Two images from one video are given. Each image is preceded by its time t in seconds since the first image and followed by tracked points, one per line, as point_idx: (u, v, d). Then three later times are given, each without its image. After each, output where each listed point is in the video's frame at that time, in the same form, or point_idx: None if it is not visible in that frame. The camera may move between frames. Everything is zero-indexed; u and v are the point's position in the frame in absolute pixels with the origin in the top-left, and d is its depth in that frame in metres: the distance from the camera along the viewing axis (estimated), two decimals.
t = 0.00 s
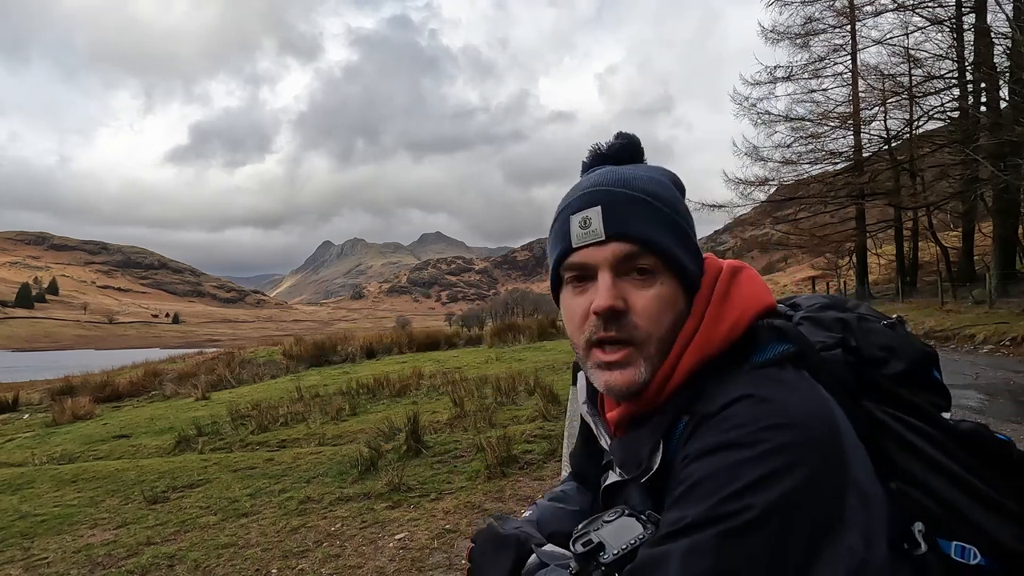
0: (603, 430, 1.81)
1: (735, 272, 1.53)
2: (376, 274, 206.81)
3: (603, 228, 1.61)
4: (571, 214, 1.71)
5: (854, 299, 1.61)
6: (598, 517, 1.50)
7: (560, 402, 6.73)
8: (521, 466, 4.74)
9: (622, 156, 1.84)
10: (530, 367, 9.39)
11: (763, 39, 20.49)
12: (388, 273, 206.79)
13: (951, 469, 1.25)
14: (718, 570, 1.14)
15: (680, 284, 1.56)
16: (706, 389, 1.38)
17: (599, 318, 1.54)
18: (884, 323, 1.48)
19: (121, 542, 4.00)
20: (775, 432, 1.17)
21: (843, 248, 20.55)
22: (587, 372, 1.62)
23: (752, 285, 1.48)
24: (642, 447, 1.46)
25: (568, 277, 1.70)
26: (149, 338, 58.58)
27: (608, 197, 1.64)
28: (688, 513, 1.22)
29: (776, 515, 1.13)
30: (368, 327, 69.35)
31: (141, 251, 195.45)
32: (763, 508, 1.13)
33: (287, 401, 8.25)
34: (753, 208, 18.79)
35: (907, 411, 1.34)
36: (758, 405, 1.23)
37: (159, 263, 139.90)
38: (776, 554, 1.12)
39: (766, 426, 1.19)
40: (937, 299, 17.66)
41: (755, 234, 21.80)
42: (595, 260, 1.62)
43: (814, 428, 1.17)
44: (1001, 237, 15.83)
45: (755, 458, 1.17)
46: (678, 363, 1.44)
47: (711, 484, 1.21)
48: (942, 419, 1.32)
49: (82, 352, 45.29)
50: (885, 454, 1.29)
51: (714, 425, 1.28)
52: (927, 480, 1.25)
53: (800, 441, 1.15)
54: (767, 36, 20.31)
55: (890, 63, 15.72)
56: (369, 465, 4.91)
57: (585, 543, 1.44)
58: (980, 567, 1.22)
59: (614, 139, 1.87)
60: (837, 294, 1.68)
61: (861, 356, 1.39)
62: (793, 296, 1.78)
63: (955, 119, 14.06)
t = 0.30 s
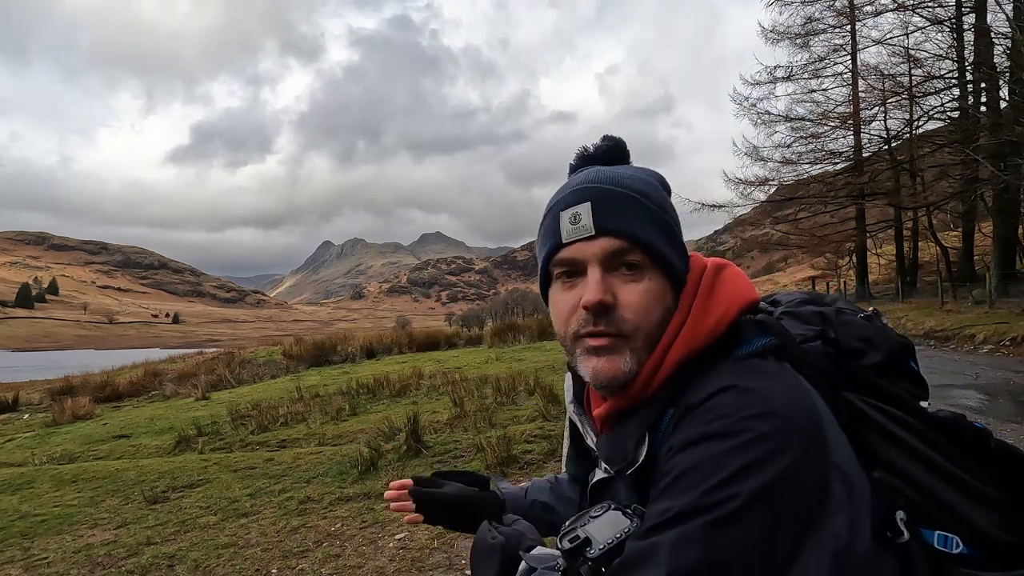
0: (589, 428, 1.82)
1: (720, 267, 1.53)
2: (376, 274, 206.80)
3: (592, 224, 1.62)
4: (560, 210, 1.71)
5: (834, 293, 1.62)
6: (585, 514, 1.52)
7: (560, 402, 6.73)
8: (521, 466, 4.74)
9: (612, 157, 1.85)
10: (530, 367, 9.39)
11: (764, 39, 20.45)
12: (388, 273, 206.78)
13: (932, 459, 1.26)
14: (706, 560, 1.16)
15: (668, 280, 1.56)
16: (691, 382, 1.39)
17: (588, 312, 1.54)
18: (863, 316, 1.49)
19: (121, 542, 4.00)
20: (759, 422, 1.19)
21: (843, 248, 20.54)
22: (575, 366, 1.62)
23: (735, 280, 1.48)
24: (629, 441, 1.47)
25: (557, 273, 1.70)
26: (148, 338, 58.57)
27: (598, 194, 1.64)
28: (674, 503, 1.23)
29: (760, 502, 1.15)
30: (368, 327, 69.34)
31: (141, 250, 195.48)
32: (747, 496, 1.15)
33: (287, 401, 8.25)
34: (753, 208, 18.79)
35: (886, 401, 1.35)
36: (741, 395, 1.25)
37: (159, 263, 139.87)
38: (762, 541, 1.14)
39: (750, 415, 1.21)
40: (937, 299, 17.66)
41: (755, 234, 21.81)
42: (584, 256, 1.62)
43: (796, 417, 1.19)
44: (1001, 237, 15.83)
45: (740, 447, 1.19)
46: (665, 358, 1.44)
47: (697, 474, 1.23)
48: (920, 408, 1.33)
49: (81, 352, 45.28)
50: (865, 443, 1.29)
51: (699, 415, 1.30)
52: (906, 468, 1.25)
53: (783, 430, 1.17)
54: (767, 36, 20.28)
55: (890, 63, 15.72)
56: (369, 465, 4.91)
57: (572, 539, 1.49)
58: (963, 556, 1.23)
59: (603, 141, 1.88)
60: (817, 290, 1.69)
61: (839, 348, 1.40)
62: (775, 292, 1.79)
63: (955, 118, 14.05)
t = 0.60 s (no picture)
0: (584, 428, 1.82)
1: (716, 267, 1.53)
2: (376, 274, 206.81)
3: (586, 225, 1.61)
4: (555, 212, 1.70)
5: (830, 293, 1.62)
6: (581, 513, 1.53)
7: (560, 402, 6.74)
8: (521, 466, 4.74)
9: (608, 158, 1.86)
10: (530, 367, 9.40)
11: (764, 39, 20.45)
12: (388, 273, 206.81)
13: (931, 459, 1.26)
14: (700, 557, 1.16)
15: (662, 280, 1.56)
16: (685, 380, 1.40)
17: (582, 312, 1.53)
18: (858, 314, 1.49)
19: (121, 542, 4.00)
20: (751, 418, 1.20)
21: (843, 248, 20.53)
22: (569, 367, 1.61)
23: (730, 280, 1.48)
24: (623, 439, 1.48)
25: (552, 274, 1.69)
26: (148, 338, 58.56)
27: (593, 194, 1.63)
28: (667, 501, 1.24)
29: (754, 499, 1.15)
30: (368, 327, 69.36)
31: (141, 250, 195.51)
32: (741, 492, 1.16)
33: (287, 401, 8.25)
34: (753, 208, 18.79)
35: (881, 398, 1.34)
36: (734, 392, 1.26)
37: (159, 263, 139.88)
38: (756, 536, 1.15)
39: (743, 413, 1.22)
40: (937, 299, 17.65)
41: (755, 234, 21.82)
42: (579, 256, 1.61)
43: (789, 413, 1.19)
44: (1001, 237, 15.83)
45: (732, 444, 1.20)
46: (659, 358, 1.44)
47: (690, 470, 1.24)
48: (917, 406, 1.33)
49: (81, 352, 45.30)
50: (859, 440, 1.30)
51: (692, 413, 1.31)
52: (902, 466, 1.25)
53: (776, 426, 1.18)
54: (767, 36, 20.26)
55: (890, 63, 15.72)
56: (369, 465, 4.91)
57: (568, 537, 1.50)
58: (960, 554, 1.24)
59: (599, 141, 1.88)
60: (813, 289, 1.68)
61: (834, 346, 1.40)
62: (773, 292, 1.79)
63: (955, 118, 14.05)
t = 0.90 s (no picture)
0: (587, 431, 1.81)
1: (723, 269, 1.54)
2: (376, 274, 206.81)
3: (596, 228, 1.60)
4: (561, 214, 1.69)
5: (833, 293, 1.62)
6: (587, 517, 1.52)
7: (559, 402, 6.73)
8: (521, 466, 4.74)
9: (611, 154, 1.85)
10: (530, 367, 9.40)
11: (764, 39, 20.45)
12: (388, 273, 206.82)
13: (933, 460, 1.26)
14: (711, 562, 1.16)
15: (671, 284, 1.56)
16: (696, 383, 1.40)
17: (593, 318, 1.53)
18: (862, 316, 1.49)
19: (121, 542, 4.00)
20: (766, 424, 1.21)
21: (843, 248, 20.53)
22: (578, 372, 1.61)
23: (739, 282, 1.48)
24: (634, 443, 1.47)
25: (559, 276, 1.68)
26: (148, 338, 58.55)
27: (601, 196, 1.62)
28: (681, 506, 1.23)
29: (769, 504, 1.16)
30: (368, 327, 69.37)
31: (141, 250, 195.51)
32: (757, 498, 1.16)
33: (287, 401, 8.25)
34: (753, 208, 18.78)
35: (887, 400, 1.34)
36: (747, 398, 1.26)
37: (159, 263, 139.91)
38: (770, 541, 1.15)
39: (757, 418, 1.22)
40: (937, 299, 17.65)
41: (755, 234, 21.82)
42: (588, 260, 1.60)
43: (803, 419, 1.20)
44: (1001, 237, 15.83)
45: (747, 451, 1.20)
46: (671, 362, 1.44)
47: (704, 475, 1.23)
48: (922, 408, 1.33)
49: (81, 352, 45.30)
50: (864, 442, 1.30)
51: (705, 418, 1.31)
52: (906, 468, 1.26)
53: (791, 432, 1.19)
54: (767, 36, 20.25)
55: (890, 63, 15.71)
56: (369, 465, 4.91)
57: (574, 538, 1.49)
58: (960, 552, 1.25)
59: (602, 139, 1.87)
60: (815, 290, 1.69)
61: (840, 347, 1.40)
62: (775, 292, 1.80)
63: (955, 118, 14.05)
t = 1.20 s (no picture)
0: (589, 430, 1.81)
1: (722, 272, 1.52)
2: (376, 274, 206.83)
3: (593, 233, 1.60)
4: (560, 218, 1.69)
5: (834, 295, 1.62)
6: (590, 517, 1.53)
7: (559, 402, 6.74)
8: (521, 466, 4.74)
9: (616, 155, 1.84)
10: (530, 367, 9.40)
11: (764, 39, 20.45)
12: (388, 273, 206.83)
13: (932, 459, 1.28)
14: (712, 562, 1.17)
15: (671, 287, 1.55)
16: (696, 386, 1.39)
17: (590, 322, 1.53)
18: (862, 317, 1.49)
19: (121, 542, 4.00)
20: (768, 425, 1.20)
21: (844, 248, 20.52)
22: (577, 373, 1.61)
23: (739, 285, 1.46)
24: (638, 445, 1.47)
25: (559, 280, 1.69)
26: (148, 338, 58.52)
27: (599, 201, 1.62)
28: (682, 506, 1.23)
29: (770, 505, 1.15)
30: (368, 327, 69.35)
31: (140, 250, 195.50)
32: (759, 498, 1.15)
33: (287, 401, 8.25)
34: (753, 208, 18.76)
35: (885, 400, 1.36)
36: (748, 399, 1.25)
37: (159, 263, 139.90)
38: (771, 539, 1.15)
39: (758, 420, 1.21)
40: (937, 299, 17.65)
41: (755, 234, 21.83)
42: (586, 264, 1.60)
43: (805, 421, 1.19)
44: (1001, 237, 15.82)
45: (746, 452, 1.20)
46: (670, 365, 1.43)
47: (706, 477, 1.23)
48: (921, 409, 1.34)
49: (81, 352, 45.29)
50: (865, 443, 1.31)
51: (706, 419, 1.30)
52: (905, 468, 1.27)
53: (791, 433, 1.18)
54: (766, 36, 20.24)
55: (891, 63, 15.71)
56: (369, 465, 4.91)
57: (577, 537, 1.50)
58: (960, 552, 1.25)
59: (606, 140, 1.86)
60: (817, 291, 1.67)
61: (841, 348, 1.40)
62: (775, 292, 1.79)
63: (955, 118, 14.05)
